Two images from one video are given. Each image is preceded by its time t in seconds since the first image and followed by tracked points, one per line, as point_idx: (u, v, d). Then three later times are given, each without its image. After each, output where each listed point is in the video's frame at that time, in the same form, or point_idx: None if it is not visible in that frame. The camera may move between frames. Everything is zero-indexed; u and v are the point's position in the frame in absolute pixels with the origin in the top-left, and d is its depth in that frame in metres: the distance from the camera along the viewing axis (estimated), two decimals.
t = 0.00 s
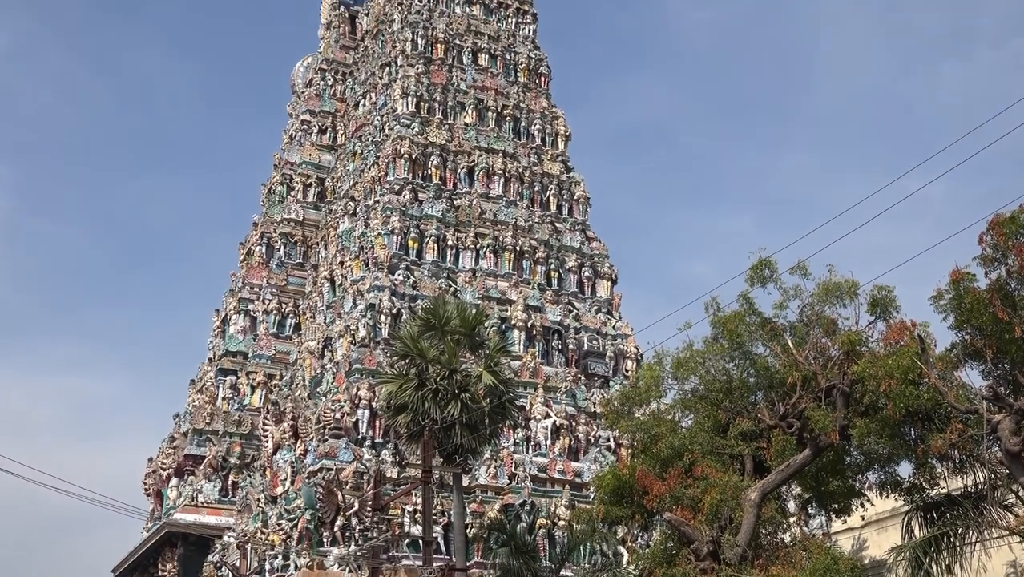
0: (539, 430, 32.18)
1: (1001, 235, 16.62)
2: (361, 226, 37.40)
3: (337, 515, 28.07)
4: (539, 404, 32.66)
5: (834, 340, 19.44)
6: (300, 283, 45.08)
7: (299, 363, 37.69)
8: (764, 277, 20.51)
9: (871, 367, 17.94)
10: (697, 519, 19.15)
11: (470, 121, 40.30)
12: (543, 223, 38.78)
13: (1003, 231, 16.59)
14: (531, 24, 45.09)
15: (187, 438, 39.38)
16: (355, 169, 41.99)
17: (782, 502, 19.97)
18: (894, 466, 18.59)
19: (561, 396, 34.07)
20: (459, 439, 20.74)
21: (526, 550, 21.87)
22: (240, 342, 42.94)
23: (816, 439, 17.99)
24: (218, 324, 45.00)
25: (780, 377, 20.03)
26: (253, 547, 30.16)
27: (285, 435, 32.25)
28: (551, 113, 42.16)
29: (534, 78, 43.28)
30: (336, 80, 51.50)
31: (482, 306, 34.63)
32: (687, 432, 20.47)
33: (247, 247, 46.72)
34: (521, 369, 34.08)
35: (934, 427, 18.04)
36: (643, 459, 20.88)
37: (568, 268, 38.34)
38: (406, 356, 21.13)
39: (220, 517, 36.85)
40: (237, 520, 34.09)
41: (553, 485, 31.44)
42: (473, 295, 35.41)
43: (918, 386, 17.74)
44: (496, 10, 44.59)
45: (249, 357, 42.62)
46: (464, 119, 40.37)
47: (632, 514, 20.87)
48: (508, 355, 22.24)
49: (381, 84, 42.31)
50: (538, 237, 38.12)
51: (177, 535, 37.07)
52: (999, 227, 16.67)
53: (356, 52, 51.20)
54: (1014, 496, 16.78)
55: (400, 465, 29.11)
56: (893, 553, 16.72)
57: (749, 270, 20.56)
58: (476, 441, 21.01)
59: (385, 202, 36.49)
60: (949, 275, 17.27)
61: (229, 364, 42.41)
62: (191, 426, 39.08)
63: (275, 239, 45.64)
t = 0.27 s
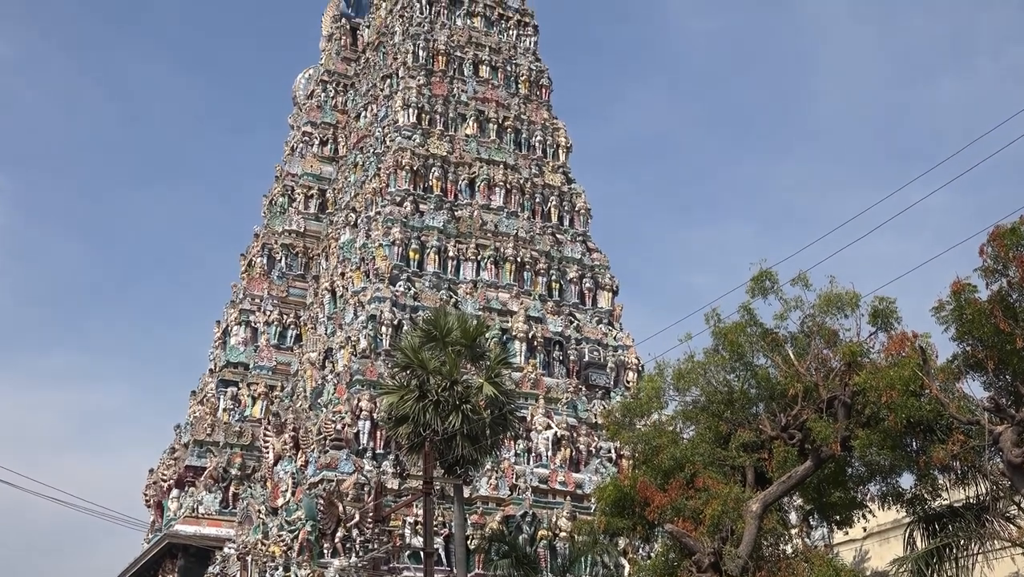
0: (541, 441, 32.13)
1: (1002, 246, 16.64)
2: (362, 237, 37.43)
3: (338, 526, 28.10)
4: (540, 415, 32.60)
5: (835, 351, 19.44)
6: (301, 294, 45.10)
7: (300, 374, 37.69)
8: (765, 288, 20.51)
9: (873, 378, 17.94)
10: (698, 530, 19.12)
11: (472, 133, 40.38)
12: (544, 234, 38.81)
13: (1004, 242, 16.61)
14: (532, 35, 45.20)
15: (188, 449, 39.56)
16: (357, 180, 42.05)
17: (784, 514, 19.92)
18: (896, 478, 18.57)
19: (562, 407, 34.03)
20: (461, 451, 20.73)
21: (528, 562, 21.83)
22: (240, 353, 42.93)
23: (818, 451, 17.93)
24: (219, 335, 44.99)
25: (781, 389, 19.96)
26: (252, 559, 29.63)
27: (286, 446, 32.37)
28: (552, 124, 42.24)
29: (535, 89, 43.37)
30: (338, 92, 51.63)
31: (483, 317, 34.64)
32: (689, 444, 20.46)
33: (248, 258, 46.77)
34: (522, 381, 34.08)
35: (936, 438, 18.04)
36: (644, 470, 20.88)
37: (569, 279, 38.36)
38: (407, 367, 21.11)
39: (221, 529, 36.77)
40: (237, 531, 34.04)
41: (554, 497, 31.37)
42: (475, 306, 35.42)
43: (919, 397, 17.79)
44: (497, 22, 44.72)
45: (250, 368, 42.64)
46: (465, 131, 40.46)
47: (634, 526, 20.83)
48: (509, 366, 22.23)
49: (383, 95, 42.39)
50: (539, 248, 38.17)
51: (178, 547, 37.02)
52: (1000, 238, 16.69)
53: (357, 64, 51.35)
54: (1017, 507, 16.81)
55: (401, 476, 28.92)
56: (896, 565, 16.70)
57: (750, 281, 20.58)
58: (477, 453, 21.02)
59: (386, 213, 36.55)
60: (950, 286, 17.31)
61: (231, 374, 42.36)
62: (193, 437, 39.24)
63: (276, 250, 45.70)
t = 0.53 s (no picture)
0: (542, 453, 32.06)
1: (1003, 258, 16.67)
2: (363, 249, 37.46)
3: (338, 539, 27.96)
4: (541, 427, 32.55)
5: (836, 364, 19.51)
6: (302, 307, 45.12)
7: (301, 386, 37.67)
8: (766, 301, 20.52)
9: (874, 391, 17.92)
10: (700, 542, 19.09)
11: (472, 145, 40.45)
12: (545, 247, 38.85)
13: (1004, 255, 16.63)
14: (533, 48, 45.32)
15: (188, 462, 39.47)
16: (358, 193, 42.16)
17: (785, 526, 19.87)
18: (898, 490, 18.56)
19: (564, 419, 34.00)
20: (462, 463, 20.66)
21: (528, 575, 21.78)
22: (241, 366, 42.94)
23: (819, 463, 17.86)
24: (220, 348, 45.00)
25: (783, 401, 19.95)
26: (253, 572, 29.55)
27: (287, 459, 32.46)
28: (552, 137, 42.30)
29: (536, 102, 43.45)
30: (339, 104, 51.77)
31: (485, 330, 34.64)
32: (690, 456, 20.44)
33: (249, 271, 46.84)
34: (524, 393, 34.08)
35: (937, 450, 18.06)
36: (646, 482, 20.85)
37: (570, 291, 38.38)
38: (408, 380, 21.11)
39: (221, 541, 36.68)
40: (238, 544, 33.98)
41: (555, 509, 31.30)
42: (476, 318, 35.43)
43: (921, 409, 17.79)
44: (498, 35, 44.88)
45: (251, 380, 42.66)
46: (466, 143, 40.53)
47: (635, 538, 20.84)
48: (510, 379, 22.22)
49: (384, 108, 42.47)
50: (540, 260, 38.21)
51: (178, 559, 36.93)
52: (1001, 250, 16.71)
53: (359, 77, 51.50)
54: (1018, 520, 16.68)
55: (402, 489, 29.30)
56: None
57: (751, 293, 20.58)
58: (479, 465, 20.97)
59: (387, 225, 36.60)
60: (951, 298, 17.32)
61: (232, 388, 42.36)
62: (194, 450, 39.30)
63: (278, 263, 45.81)
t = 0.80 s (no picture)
0: (543, 466, 32.00)
1: (1003, 271, 16.71)
2: (363, 262, 37.50)
3: (338, 552, 27.64)
4: (542, 440, 32.51)
5: (837, 377, 19.50)
6: (303, 319, 45.10)
7: (301, 399, 37.59)
8: (767, 314, 20.55)
9: (875, 404, 17.90)
10: (701, 556, 19.06)
11: (473, 158, 40.51)
12: (545, 259, 38.87)
13: (1005, 268, 16.66)
14: (533, 61, 45.41)
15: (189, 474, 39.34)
16: (358, 206, 42.27)
17: (787, 539, 19.82)
18: (899, 503, 18.57)
19: (564, 432, 33.95)
20: (462, 476, 20.63)
21: None
22: (242, 379, 42.94)
23: (820, 476, 17.79)
24: (221, 361, 44.99)
25: (785, 413, 19.92)
26: None
27: (287, 471, 32.39)
28: (553, 150, 42.37)
29: (536, 115, 43.52)
30: (340, 117, 51.91)
31: (485, 342, 34.63)
32: (691, 469, 20.41)
33: (249, 283, 46.90)
34: (524, 406, 34.04)
35: (939, 463, 18.09)
36: (647, 495, 20.82)
37: (571, 304, 38.40)
38: (409, 393, 21.10)
39: (222, 555, 36.57)
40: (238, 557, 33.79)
41: (556, 522, 31.24)
42: (476, 331, 35.43)
43: (922, 422, 17.80)
44: (498, 48, 45.00)
45: (251, 393, 42.62)
46: (467, 156, 40.60)
47: (636, 551, 20.74)
48: (511, 392, 22.25)
49: (385, 121, 42.54)
50: (541, 273, 38.21)
51: (178, 573, 36.85)
52: (1001, 263, 16.74)
53: (360, 90, 51.62)
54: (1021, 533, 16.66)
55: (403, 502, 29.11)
56: None
57: (752, 305, 20.62)
58: (479, 478, 20.97)
59: (388, 238, 36.63)
60: (952, 311, 17.34)
61: (232, 401, 42.32)
62: (194, 463, 39.15)
63: (278, 275, 45.86)
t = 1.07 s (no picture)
0: (543, 479, 31.92)
1: (1003, 283, 16.73)
2: (363, 275, 37.52)
3: (338, 565, 27.53)
4: (542, 453, 32.46)
5: (838, 390, 19.50)
6: (303, 332, 45.07)
7: (302, 412, 37.50)
8: (768, 327, 20.57)
9: (876, 417, 17.86)
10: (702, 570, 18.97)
11: (473, 171, 40.56)
12: (545, 272, 38.88)
13: (1005, 280, 16.68)
14: (533, 74, 45.51)
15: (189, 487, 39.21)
16: (358, 219, 42.36)
17: (788, 553, 19.79)
18: (900, 517, 18.53)
19: (565, 445, 33.90)
20: (462, 489, 20.58)
21: None
22: (242, 392, 42.87)
23: (821, 489, 17.85)
24: (221, 373, 44.96)
25: (785, 426, 19.88)
26: None
27: (287, 484, 32.31)
28: (553, 163, 42.44)
29: (536, 127, 43.60)
30: (340, 130, 52.03)
31: (486, 355, 34.60)
32: (692, 482, 20.37)
33: (249, 296, 46.95)
34: (525, 418, 34.01)
35: (940, 476, 18.05)
36: (647, 508, 20.76)
37: (571, 316, 38.42)
38: (409, 406, 21.08)
39: (222, 568, 36.55)
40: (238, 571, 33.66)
41: (557, 535, 31.15)
42: (477, 343, 35.43)
43: (923, 435, 17.77)
44: (499, 61, 45.12)
45: (252, 406, 42.57)
46: (467, 169, 40.67)
47: (637, 565, 20.58)
48: (512, 405, 22.25)
49: (386, 134, 42.60)
50: (541, 286, 38.22)
51: None
52: (1002, 276, 16.76)
53: (360, 103, 51.74)
54: None
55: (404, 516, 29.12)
56: None
57: (753, 318, 20.59)
58: (479, 491, 20.96)
59: (388, 250, 36.64)
60: (952, 324, 17.36)
61: (232, 414, 42.26)
62: (194, 476, 38.98)
63: (279, 288, 45.88)
